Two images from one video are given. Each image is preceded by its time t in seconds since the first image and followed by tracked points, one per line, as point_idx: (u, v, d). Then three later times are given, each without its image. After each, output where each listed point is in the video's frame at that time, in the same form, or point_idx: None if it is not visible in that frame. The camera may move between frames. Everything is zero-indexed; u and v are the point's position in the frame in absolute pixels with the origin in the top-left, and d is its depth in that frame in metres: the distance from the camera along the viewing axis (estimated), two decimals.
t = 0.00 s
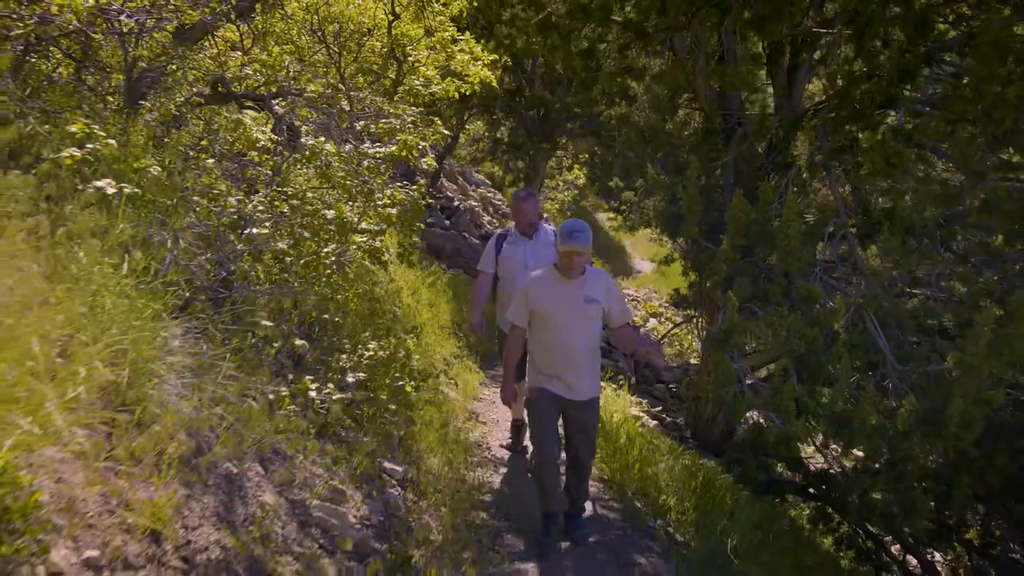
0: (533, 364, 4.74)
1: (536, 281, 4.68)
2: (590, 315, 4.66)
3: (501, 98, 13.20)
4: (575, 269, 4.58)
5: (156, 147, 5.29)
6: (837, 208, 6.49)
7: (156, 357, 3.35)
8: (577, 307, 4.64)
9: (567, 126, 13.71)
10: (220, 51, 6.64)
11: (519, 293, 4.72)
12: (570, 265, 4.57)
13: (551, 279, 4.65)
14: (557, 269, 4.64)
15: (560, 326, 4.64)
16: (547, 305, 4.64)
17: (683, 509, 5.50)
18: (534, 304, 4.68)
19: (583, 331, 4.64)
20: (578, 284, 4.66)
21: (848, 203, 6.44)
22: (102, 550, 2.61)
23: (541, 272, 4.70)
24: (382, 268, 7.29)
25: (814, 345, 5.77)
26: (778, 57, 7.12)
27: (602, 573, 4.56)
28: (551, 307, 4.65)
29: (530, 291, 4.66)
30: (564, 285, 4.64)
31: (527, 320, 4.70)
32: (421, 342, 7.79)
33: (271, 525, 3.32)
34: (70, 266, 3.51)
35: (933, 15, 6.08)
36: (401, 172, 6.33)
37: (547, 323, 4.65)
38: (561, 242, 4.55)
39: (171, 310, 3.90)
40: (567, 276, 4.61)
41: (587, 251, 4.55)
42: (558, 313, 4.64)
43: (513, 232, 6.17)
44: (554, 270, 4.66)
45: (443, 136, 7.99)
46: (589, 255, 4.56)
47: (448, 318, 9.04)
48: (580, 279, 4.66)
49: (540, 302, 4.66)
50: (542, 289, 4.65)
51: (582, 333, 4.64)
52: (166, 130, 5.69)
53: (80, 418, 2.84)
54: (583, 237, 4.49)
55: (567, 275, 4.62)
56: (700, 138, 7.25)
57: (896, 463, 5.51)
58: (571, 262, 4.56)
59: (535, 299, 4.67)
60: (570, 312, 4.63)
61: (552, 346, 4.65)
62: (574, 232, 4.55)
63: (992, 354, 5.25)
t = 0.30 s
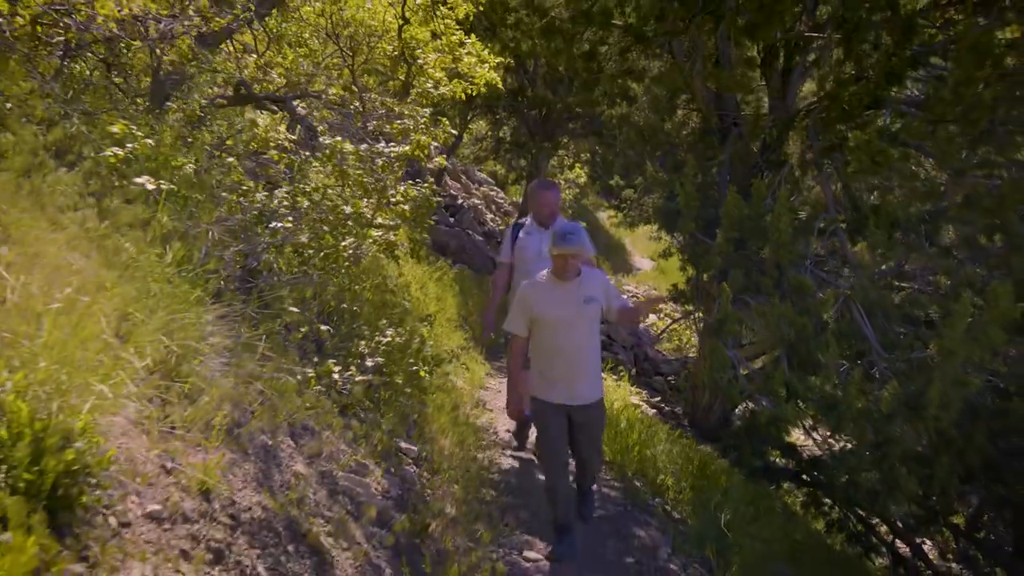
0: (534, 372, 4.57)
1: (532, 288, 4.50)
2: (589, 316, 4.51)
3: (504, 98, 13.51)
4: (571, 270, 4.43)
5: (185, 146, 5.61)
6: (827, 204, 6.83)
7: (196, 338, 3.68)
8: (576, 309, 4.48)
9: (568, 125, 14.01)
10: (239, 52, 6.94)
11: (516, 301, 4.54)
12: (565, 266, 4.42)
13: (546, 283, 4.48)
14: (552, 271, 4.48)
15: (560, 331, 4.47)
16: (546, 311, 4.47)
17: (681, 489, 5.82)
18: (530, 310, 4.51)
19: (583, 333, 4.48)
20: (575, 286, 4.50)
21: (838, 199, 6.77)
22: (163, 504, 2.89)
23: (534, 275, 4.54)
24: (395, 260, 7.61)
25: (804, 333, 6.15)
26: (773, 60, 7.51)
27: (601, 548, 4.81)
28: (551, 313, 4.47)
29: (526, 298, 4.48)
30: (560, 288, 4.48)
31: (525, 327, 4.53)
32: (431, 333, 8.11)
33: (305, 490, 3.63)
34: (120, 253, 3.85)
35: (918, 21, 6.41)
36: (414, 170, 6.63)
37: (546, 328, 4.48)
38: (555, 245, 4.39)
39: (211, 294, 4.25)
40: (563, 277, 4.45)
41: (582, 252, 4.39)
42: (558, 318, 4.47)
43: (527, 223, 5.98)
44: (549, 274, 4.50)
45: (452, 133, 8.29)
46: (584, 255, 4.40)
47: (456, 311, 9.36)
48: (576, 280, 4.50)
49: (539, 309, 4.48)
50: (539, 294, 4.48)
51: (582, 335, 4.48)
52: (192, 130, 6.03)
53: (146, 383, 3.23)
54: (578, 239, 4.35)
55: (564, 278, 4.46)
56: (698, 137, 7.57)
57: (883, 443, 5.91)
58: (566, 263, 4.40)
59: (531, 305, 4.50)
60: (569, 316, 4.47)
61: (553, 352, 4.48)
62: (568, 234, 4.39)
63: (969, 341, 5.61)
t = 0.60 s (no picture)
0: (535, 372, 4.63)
1: (530, 288, 4.58)
2: (587, 314, 4.58)
3: (506, 102, 13.81)
4: (568, 266, 4.52)
5: (207, 151, 5.90)
6: (817, 206, 7.09)
7: (228, 331, 3.99)
8: (573, 306, 4.56)
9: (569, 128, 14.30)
10: (255, 61, 7.25)
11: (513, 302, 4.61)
12: (562, 263, 4.51)
13: (544, 281, 4.57)
14: (549, 270, 4.57)
15: (559, 328, 4.55)
16: (546, 308, 4.55)
17: (676, 476, 6.11)
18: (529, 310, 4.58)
19: (581, 329, 4.56)
20: (572, 283, 4.59)
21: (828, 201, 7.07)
22: (205, 478, 3.17)
23: (532, 276, 4.63)
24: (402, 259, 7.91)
25: (795, 329, 6.44)
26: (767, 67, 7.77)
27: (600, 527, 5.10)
28: (550, 310, 4.55)
29: (524, 297, 4.56)
30: (558, 285, 4.57)
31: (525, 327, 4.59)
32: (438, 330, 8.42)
33: (328, 469, 3.93)
34: (157, 253, 4.15)
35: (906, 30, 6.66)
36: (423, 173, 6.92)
37: (545, 326, 4.56)
38: (551, 242, 4.49)
39: (239, 290, 4.55)
40: (560, 275, 4.54)
41: (579, 248, 4.50)
42: (557, 315, 4.55)
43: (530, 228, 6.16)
44: (547, 273, 4.59)
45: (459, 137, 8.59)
46: (581, 251, 4.50)
47: (461, 309, 9.67)
48: (572, 278, 4.59)
49: (539, 307, 4.55)
50: (537, 293, 4.57)
51: (581, 331, 4.56)
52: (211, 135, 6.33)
53: (189, 370, 3.54)
54: (574, 233, 4.44)
55: (561, 275, 4.55)
56: (695, 141, 7.88)
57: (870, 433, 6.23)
58: (562, 260, 4.49)
59: (530, 304, 4.57)
60: (567, 313, 4.55)
61: (553, 349, 4.55)
62: (563, 231, 4.49)
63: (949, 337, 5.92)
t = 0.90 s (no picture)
0: (527, 364, 4.63)
1: (528, 278, 4.54)
2: (584, 308, 4.56)
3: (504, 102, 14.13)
4: (567, 260, 4.48)
5: (221, 147, 6.21)
6: (803, 201, 7.35)
7: (248, 313, 4.29)
8: (570, 300, 4.52)
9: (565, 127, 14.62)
10: (264, 62, 7.57)
11: (510, 291, 4.57)
12: (562, 256, 4.47)
13: (542, 273, 4.52)
14: (548, 262, 4.52)
15: (554, 321, 4.52)
16: (542, 301, 4.50)
17: (667, 457, 6.44)
18: (525, 301, 4.54)
19: (577, 324, 4.54)
20: (570, 276, 4.54)
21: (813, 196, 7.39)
22: (233, 441, 3.48)
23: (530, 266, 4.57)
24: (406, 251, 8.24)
25: (779, 317, 6.76)
26: (756, 68, 8.11)
27: (594, 501, 5.32)
28: (546, 302, 4.51)
29: (521, 288, 4.51)
30: (555, 278, 4.52)
31: (519, 318, 4.56)
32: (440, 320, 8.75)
33: (341, 440, 4.25)
34: (183, 240, 4.47)
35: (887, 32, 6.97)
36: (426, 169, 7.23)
37: (540, 319, 4.52)
38: (552, 234, 4.43)
39: (256, 275, 4.87)
40: (558, 267, 4.50)
41: (579, 240, 4.46)
42: (552, 308, 4.51)
43: (528, 222, 6.34)
44: (545, 265, 4.54)
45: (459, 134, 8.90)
46: (581, 244, 4.46)
47: (461, 301, 10.01)
48: (570, 271, 4.55)
49: (535, 299, 4.51)
50: (534, 285, 4.52)
51: (577, 325, 4.54)
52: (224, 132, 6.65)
53: (214, 347, 3.84)
54: (576, 226, 4.40)
55: (559, 268, 4.51)
56: (687, 140, 8.20)
57: (851, 415, 6.67)
58: (562, 253, 4.45)
59: (526, 296, 4.53)
60: (563, 307, 4.52)
61: (546, 343, 4.54)
62: (565, 222, 4.44)
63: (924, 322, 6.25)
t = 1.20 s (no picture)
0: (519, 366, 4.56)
1: (518, 278, 4.45)
2: (577, 309, 4.46)
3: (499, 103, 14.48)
4: (560, 261, 4.37)
5: (234, 146, 6.54)
6: (787, 198, 7.71)
7: (268, 300, 4.67)
8: (563, 302, 4.43)
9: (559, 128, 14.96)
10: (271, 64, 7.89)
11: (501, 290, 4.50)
12: (554, 258, 4.36)
13: (533, 275, 4.42)
14: (539, 263, 4.42)
15: (547, 324, 4.43)
16: (533, 303, 4.42)
17: (656, 440, 6.80)
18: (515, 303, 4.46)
19: (570, 325, 4.45)
20: (562, 277, 4.44)
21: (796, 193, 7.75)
22: (258, 413, 3.81)
23: (521, 267, 4.47)
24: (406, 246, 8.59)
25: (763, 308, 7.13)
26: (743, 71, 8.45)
27: (588, 479, 5.67)
28: (537, 305, 4.42)
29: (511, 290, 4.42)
30: (547, 279, 4.43)
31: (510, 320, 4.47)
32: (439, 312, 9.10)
33: (353, 416, 4.59)
34: (205, 233, 4.80)
35: (866, 38, 7.30)
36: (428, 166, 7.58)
37: (531, 321, 4.44)
38: (543, 236, 4.33)
39: (272, 264, 5.21)
40: (550, 269, 4.40)
41: (572, 241, 4.35)
42: (544, 310, 4.43)
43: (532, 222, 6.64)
44: (536, 266, 4.44)
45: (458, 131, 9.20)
46: (574, 245, 4.35)
47: (458, 295, 10.35)
48: (562, 272, 4.45)
49: (526, 301, 4.43)
50: (525, 286, 4.43)
51: (570, 326, 4.45)
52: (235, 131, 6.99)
53: (238, 331, 4.16)
54: (568, 228, 4.28)
55: (551, 270, 4.41)
56: (676, 140, 8.56)
57: (831, 402, 7.02)
58: (553, 255, 4.35)
59: (516, 298, 4.44)
60: (555, 309, 4.43)
61: (539, 344, 4.46)
62: (557, 223, 4.33)
63: (899, 311, 6.69)
